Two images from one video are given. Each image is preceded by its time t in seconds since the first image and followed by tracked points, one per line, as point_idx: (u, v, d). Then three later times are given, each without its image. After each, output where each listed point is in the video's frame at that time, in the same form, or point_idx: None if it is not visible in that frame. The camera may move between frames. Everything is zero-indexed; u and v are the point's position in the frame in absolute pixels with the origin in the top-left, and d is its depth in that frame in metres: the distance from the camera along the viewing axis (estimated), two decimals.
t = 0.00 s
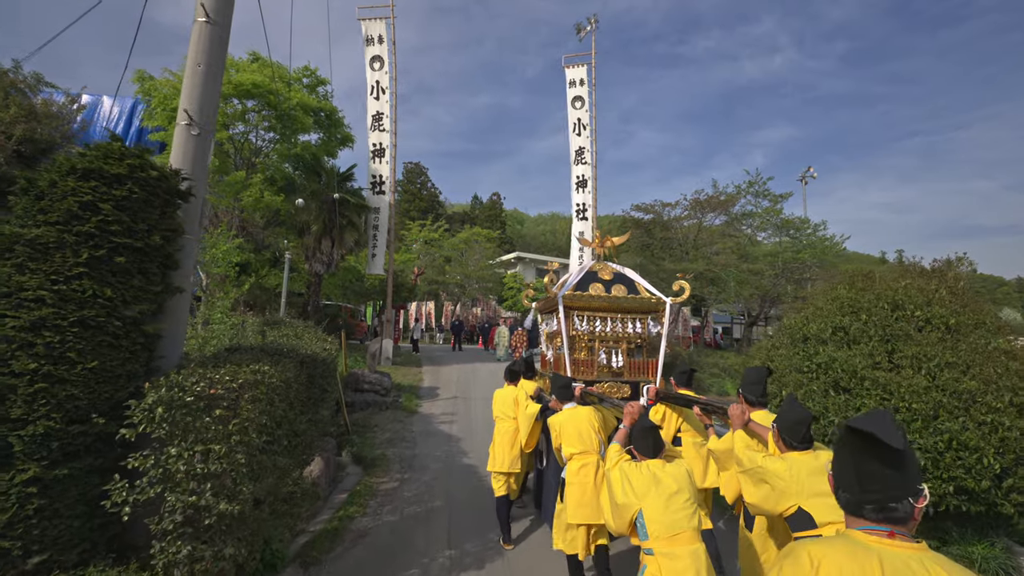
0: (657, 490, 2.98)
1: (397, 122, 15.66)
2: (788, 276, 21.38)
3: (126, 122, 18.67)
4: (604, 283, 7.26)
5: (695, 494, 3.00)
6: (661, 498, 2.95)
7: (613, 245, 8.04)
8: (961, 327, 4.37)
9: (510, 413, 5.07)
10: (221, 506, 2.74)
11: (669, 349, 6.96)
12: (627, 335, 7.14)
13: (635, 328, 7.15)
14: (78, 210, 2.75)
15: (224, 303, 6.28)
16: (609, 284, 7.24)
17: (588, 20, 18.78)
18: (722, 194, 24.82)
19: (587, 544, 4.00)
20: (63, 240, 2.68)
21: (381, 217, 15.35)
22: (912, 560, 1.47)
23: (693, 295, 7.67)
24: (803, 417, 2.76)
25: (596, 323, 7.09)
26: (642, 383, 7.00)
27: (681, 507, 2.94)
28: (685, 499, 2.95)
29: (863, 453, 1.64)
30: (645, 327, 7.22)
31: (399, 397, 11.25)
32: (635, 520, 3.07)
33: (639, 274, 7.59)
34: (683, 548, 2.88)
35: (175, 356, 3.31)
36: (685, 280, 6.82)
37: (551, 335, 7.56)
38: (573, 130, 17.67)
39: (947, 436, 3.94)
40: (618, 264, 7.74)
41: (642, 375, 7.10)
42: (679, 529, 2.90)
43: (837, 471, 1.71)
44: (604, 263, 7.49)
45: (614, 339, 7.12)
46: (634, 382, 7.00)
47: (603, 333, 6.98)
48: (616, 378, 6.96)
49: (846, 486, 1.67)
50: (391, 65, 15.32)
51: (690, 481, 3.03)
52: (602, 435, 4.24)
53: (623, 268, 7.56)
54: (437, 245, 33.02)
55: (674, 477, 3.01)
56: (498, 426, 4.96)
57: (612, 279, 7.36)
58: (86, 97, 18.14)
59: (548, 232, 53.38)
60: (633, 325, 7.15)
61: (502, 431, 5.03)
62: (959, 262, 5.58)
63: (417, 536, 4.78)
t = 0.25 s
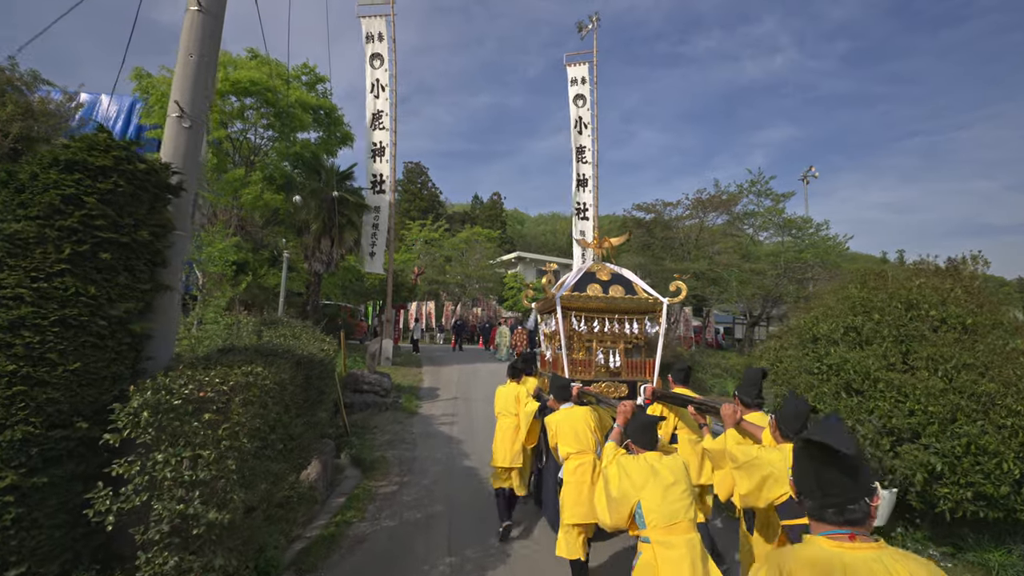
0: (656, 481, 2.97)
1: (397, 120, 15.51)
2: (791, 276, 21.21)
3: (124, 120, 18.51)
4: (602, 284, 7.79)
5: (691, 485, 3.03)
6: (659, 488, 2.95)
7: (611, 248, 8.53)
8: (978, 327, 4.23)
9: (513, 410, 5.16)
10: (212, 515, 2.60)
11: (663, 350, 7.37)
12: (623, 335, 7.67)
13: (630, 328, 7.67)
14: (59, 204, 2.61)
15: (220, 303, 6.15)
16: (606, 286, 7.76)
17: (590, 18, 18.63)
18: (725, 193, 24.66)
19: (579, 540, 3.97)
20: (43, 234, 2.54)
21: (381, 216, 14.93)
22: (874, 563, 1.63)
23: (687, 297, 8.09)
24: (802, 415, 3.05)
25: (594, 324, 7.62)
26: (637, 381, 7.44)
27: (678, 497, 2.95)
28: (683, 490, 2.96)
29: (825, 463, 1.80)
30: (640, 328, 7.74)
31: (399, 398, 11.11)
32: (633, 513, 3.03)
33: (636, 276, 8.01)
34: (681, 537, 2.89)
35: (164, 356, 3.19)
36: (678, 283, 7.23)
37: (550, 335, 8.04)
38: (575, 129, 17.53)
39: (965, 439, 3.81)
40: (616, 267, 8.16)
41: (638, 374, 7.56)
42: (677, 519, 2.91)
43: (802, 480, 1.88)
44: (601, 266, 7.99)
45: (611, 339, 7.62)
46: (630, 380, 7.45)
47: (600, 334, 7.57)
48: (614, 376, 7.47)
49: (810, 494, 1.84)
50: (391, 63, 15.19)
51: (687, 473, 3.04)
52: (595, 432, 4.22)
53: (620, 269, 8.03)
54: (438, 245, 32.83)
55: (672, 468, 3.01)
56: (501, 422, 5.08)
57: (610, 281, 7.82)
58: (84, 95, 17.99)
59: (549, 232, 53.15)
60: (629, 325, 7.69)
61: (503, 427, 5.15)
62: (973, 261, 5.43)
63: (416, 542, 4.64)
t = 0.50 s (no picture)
0: (646, 475, 2.88)
1: (398, 118, 15.37)
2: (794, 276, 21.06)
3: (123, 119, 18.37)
4: (602, 284, 7.67)
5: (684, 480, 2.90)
6: (650, 483, 2.85)
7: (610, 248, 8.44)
8: (999, 327, 4.10)
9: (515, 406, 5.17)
10: (206, 525, 2.47)
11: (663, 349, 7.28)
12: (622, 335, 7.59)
13: (629, 328, 7.59)
14: (45, 198, 2.49)
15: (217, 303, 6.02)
16: (605, 286, 7.65)
17: (592, 16, 18.50)
18: (727, 192, 24.53)
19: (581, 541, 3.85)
20: (27, 228, 2.41)
21: (382, 215, 14.84)
22: (852, 542, 1.64)
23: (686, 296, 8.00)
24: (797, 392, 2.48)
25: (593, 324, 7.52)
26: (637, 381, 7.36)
27: (669, 491, 2.83)
28: (674, 484, 2.84)
29: (808, 449, 1.77)
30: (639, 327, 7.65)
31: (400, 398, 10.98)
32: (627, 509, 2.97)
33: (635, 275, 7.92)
34: (672, 534, 2.75)
35: (155, 358, 3.06)
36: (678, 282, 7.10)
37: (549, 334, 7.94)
38: (577, 128, 17.40)
39: (988, 443, 3.68)
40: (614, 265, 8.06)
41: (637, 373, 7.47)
42: (668, 515, 2.79)
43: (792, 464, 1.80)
44: (601, 265, 7.87)
45: (610, 339, 7.54)
46: (630, 380, 7.36)
47: (599, 333, 7.49)
48: (613, 375, 7.39)
49: (794, 476, 1.80)
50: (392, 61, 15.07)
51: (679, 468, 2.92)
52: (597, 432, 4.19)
53: (620, 268, 7.91)
54: (438, 245, 32.67)
55: (663, 462, 2.91)
56: (502, 419, 5.09)
57: (609, 281, 7.72)
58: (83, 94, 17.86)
59: (549, 232, 53.01)
60: (628, 325, 7.60)
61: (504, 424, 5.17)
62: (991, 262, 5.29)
63: (418, 548, 4.50)
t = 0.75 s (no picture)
0: (625, 475, 3.10)
1: (398, 117, 15.25)
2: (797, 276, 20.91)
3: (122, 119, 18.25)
4: (601, 284, 7.58)
5: (661, 478, 3.10)
6: (628, 481, 3.08)
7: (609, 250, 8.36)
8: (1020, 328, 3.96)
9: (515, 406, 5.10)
10: (196, 535, 2.34)
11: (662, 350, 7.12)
12: (622, 335, 7.43)
13: (630, 329, 7.44)
14: (24, 190, 2.35)
15: (215, 302, 5.92)
16: (605, 286, 7.56)
17: (594, 14, 18.36)
18: (729, 192, 24.38)
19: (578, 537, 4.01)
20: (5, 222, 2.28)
21: (381, 214, 14.80)
22: (851, 542, 1.71)
23: (685, 297, 7.89)
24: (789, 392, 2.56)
25: (593, 325, 7.37)
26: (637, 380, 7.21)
27: (647, 488, 3.04)
28: (651, 482, 3.05)
29: (820, 453, 1.79)
30: (640, 327, 7.49)
31: (401, 399, 10.87)
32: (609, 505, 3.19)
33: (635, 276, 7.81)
34: (648, 528, 2.97)
35: (146, 359, 2.94)
36: (676, 283, 6.95)
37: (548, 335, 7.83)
38: (578, 127, 17.26)
39: (1011, 449, 3.54)
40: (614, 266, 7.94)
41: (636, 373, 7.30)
42: (644, 510, 3.00)
43: (797, 465, 1.84)
44: (601, 266, 7.76)
45: (610, 339, 7.38)
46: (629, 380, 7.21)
47: (599, 333, 7.33)
48: (613, 375, 7.26)
49: (798, 478, 1.84)
50: (393, 59, 14.95)
51: (657, 466, 3.13)
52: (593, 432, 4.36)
53: (619, 269, 7.78)
54: (439, 244, 32.52)
55: (641, 462, 3.13)
56: (501, 419, 5.04)
57: (609, 281, 7.62)
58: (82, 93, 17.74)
59: (550, 232, 52.80)
60: (628, 325, 7.45)
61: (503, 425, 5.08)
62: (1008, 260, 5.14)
63: (418, 554, 4.38)
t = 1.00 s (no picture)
0: (614, 467, 3.36)
1: (398, 115, 15.11)
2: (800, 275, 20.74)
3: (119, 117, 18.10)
4: (600, 285, 7.47)
5: (649, 469, 3.34)
6: (617, 473, 3.33)
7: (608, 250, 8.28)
8: None
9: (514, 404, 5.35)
10: (178, 546, 2.19)
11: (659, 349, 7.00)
12: (620, 334, 7.29)
13: (629, 328, 7.31)
14: None
15: (210, 302, 5.79)
16: (604, 286, 7.45)
17: (594, 12, 18.22)
18: (730, 191, 24.23)
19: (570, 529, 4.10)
20: None
21: (381, 213, 14.68)
22: (852, 539, 1.80)
23: (683, 297, 7.82)
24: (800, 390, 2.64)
25: (593, 324, 7.24)
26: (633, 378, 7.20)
27: (634, 478, 3.28)
28: (639, 472, 3.29)
29: (826, 455, 1.87)
30: (638, 326, 7.37)
31: (400, 399, 10.75)
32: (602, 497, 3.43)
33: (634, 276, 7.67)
34: (638, 514, 3.19)
35: (130, 359, 2.82)
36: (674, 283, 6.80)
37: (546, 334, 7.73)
38: (579, 125, 17.12)
39: None
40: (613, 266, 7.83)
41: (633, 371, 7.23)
42: (633, 498, 3.23)
43: (800, 465, 1.93)
44: (600, 266, 7.65)
45: (609, 338, 7.26)
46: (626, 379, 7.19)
47: (598, 332, 7.21)
48: (610, 374, 7.16)
49: (800, 478, 1.93)
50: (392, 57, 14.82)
51: (645, 457, 3.38)
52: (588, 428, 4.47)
53: (618, 269, 7.67)
54: (439, 244, 32.34)
55: (628, 455, 3.38)
56: (501, 416, 5.27)
57: (608, 281, 7.51)
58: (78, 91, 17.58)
59: (550, 232, 52.59)
60: (627, 325, 7.32)
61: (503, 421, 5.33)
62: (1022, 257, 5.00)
63: (417, 560, 4.25)
